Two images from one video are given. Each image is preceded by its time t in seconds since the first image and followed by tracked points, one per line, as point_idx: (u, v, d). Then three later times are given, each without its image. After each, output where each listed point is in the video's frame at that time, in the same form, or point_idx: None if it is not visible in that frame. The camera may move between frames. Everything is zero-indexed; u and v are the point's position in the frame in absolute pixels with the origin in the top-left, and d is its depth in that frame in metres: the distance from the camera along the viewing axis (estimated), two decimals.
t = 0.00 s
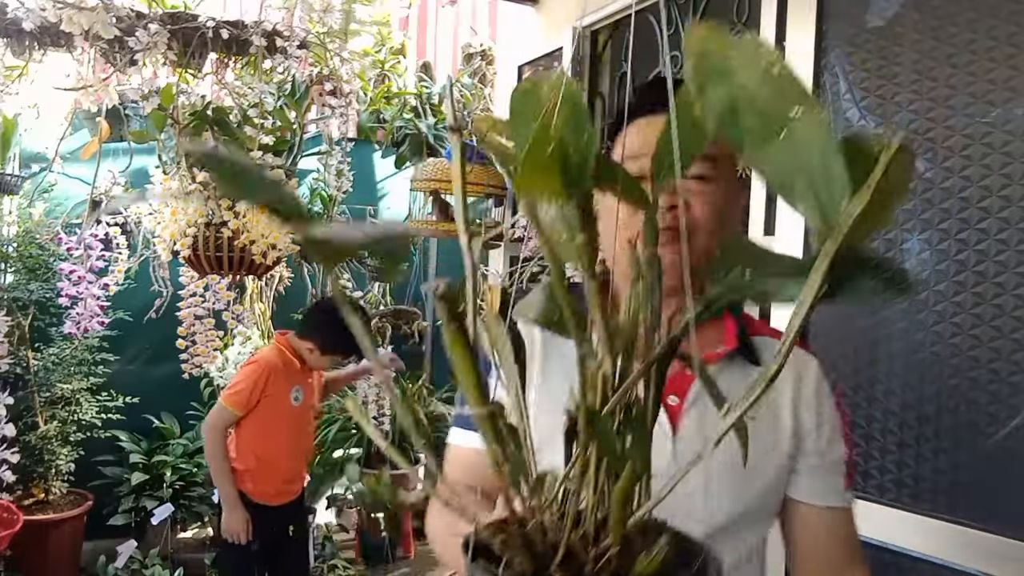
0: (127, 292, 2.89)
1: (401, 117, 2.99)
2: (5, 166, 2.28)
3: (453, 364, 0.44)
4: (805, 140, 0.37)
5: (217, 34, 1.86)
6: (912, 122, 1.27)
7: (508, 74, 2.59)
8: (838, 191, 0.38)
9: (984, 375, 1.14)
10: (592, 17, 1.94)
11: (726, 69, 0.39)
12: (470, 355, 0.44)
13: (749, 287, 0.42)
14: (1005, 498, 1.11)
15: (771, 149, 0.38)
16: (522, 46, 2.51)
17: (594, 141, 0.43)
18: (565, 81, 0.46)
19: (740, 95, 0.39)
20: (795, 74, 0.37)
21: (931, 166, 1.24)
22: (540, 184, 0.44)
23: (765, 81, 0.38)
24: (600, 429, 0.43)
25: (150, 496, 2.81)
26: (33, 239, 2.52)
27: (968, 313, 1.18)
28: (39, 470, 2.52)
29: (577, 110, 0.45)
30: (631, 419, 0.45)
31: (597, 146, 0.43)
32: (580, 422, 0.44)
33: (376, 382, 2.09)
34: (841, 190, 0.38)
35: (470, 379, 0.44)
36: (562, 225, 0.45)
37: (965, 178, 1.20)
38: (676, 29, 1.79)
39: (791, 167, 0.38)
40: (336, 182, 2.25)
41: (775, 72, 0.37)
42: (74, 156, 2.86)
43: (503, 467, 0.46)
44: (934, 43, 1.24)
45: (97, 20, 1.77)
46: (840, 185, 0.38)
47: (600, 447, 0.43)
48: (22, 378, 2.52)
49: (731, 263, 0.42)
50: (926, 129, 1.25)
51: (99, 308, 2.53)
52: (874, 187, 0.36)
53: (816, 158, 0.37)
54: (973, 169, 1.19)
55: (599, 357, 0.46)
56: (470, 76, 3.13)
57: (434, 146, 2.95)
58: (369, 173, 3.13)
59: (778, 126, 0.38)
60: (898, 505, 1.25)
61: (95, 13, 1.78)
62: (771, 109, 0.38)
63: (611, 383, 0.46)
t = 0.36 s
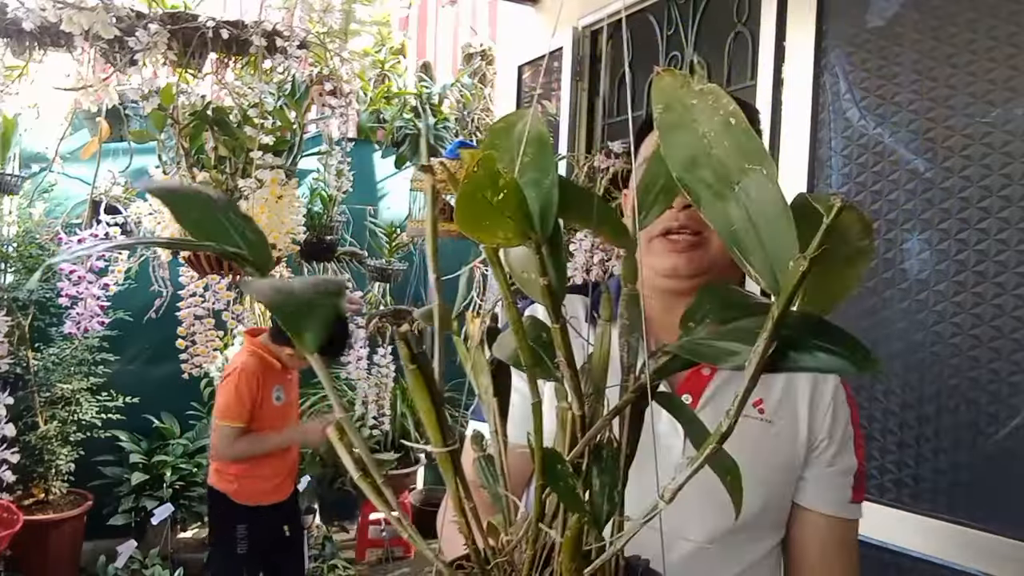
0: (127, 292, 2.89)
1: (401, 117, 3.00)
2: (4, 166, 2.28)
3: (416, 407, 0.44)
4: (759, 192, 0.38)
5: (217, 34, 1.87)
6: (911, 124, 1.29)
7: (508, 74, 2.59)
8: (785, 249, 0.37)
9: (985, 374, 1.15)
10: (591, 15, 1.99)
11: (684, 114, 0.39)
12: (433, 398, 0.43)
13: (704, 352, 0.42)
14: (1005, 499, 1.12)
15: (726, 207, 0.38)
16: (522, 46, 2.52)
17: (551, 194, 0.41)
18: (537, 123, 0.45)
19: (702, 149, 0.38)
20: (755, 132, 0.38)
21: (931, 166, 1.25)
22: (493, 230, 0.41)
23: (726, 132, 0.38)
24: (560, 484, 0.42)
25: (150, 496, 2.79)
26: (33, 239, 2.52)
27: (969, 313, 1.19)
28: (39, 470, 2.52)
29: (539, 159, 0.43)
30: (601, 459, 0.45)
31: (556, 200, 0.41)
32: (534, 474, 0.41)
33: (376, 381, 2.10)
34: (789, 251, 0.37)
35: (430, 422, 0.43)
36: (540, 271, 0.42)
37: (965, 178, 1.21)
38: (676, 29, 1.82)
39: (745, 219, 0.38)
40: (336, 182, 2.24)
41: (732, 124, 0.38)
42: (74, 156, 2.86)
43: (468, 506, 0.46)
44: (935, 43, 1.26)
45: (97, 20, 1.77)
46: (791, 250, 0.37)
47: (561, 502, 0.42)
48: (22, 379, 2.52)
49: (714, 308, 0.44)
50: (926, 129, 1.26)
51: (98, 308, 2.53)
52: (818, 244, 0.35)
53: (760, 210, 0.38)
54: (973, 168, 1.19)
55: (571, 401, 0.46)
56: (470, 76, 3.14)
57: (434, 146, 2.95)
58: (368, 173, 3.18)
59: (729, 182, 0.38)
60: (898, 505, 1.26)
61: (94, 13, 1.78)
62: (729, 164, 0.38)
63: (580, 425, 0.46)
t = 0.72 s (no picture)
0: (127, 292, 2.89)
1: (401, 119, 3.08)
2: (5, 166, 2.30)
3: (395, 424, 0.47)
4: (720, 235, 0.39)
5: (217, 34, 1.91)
6: (911, 124, 1.26)
7: (509, 73, 2.61)
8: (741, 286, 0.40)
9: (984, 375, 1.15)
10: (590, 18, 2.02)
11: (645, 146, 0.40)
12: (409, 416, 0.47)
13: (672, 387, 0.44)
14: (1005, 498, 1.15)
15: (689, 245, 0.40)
16: (522, 46, 2.54)
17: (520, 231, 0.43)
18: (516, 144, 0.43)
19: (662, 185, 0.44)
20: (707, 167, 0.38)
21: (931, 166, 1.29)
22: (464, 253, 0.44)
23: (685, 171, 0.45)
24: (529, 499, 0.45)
25: (149, 495, 2.77)
26: (32, 238, 2.53)
27: (968, 313, 1.17)
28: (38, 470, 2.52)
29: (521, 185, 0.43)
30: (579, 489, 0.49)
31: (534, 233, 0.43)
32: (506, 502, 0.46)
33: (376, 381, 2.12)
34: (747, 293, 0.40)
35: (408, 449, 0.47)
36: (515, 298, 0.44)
37: (963, 178, 1.28)
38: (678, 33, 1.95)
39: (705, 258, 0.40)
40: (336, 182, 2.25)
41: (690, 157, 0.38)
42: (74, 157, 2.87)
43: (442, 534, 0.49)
44: (933, 43, 1.29)
45: (97, 21, 1.79)
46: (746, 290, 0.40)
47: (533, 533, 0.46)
48: (22, 379, 2.53)
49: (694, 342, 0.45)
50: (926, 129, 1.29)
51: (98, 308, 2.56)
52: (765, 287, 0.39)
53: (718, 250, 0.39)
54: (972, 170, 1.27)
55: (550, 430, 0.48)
56: (469, 76, 3.23)
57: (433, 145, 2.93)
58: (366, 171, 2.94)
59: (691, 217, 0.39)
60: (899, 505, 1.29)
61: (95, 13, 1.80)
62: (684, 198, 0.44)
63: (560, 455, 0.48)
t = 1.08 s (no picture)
0: (126, 292, 2.90)
1: (401, 117, 3.09)
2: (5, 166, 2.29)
3: (439, 421, 0.48)
4: (761, 250, 0.34)
5: (217, 34, 1.87)
6: (912, 124, 1.34)
7: (509, 74, 2.62)
8: (765, 300, 0.36)
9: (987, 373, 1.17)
10: (591, 15, 2.12)
11: (684, 163, 0.35)
12: (452, 413, 0.48)
13: (693, 403, 0.42)
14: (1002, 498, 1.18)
15: (727, 253, 0.36)
16: (521, 46, 2.54)
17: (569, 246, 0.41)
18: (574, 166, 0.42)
19: (708, 196, 0.35)
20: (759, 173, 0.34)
21: (931, 167, 1.30)
22: (510, 256, 0.42)
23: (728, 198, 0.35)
24: (557, 519, 0.45)
25: (152, 495, 2.81)
26: (33, 239, 2.53)
27: (969, 311, 1.24)
28: (39, 470, 2.52)
29: (574, 205, 0.41)
30: (613, 505, 0.46)
31: (583, 248, 0.42)
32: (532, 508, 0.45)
33: (377, 381, 2.13)
34: (771, 304, 0.35)
35: (448, 439, 0.48)
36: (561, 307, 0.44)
37: (964, 178, 1.26)
38: (679, 27, 1.84)
39: (742, 274, 0.35)
40: (336, 182, 2.24)
41: (727, 171, 0.34)
42: (74, 156, 2.87)
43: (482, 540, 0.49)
44: (935, 42, 1.30)
45: (97, 20, 1.78)
46: (772, 302, 0.35)
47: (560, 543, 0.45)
48: (22, 379, 2.52)
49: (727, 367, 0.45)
50: (926, 129, 1.31)
51: (98, 308, 2.54)
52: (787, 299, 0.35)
53: (754, 275, 0.35)
54: (973, 168, 1.24)
55: (587, 442, 0.46)
56: (470, 76, 3.21)
57: (434, 145, 3.12)
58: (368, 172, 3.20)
59: (729, 234, 0.35)
60: (898, 504, 1.33)
61: (94, 13, 1.79)
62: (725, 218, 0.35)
63: (595, 466, 0.46)
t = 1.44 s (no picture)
0: (125, 293, 2.91)
1: (401, 117, 3.07)
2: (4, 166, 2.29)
3: (473, 398, 0.48)
4: (786, 226, 0.35)
5: (217, 34, 1.88)
6: (912, 124, 1.34)
7: (509, 74, 2.63)
8: (794, 271, 0.35)
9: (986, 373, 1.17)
10: (591, 15, 2.13)
11: (730, 149, 0.37)
12: (485, 392, 0.47)
13: (725, 378, 0.42)
14: (1002, 498, 1.18)
15: (758, 236, 0.37)
16: (521, 46, 2.54)
17: (607, 231, 0.40)
18: (614, 154, 0.41)
19: (743, 177, 0.37)
20: (795, 159, 0.35)
21: (931, 166, 1.30)
22: (544, 239, 0.41)
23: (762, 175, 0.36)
24: (585, 494, 0.44)
25: (152, 495, 2.82)
26: (33, 239, 2.53)
27: (970, 311, 1.24)
28: (39, 470, 2.52)
29: (612, 194, 0.40)
30: (640, 487, 0.46)
31: (618, 236, 0.40)
32: (560, 482, 0.44)
33: (376, 381, 2.14)
34: (799, 278, 0.35)
35: (481, 416, 0.47)
36: (596, 290, 0.41)
37: (964, 178, 1.26)
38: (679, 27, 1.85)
39: (772, 253, 0.36)
40: (336, 182, 2.24)
41: (768, 155, 0.36)
42: (74, 156, 2.87)
43: (511, 514, 0.48)
44: (935, 42, 1.30)
45: (97, 20, 1.78)
46: (802, 272, 0.35)
47: (586, 516, 0.44)
48: (22, 378, 2.52)
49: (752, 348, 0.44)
50: (926, 129, 1.31)
51: (98, 308, 2.53)
52: (817, 269, 0.34)
53: (782, 252, 0.36)
54: (973, 168, 1.24)
55: (617, 423, 0.46)
56: (470, 76, 3.22)
57: (434, 146, 3.11)
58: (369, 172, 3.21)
59: (763, 214, 0.36)
60: (898, 504, 1.33)
61: (95, 13, 1.79)
62: (761, 197, 0.36)
63: (625, 446, 0.45)
